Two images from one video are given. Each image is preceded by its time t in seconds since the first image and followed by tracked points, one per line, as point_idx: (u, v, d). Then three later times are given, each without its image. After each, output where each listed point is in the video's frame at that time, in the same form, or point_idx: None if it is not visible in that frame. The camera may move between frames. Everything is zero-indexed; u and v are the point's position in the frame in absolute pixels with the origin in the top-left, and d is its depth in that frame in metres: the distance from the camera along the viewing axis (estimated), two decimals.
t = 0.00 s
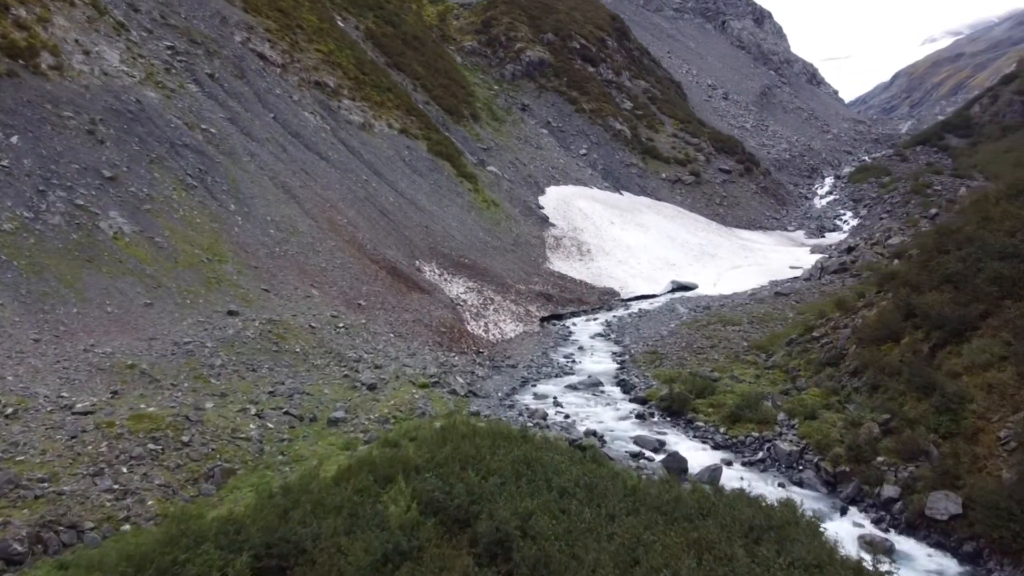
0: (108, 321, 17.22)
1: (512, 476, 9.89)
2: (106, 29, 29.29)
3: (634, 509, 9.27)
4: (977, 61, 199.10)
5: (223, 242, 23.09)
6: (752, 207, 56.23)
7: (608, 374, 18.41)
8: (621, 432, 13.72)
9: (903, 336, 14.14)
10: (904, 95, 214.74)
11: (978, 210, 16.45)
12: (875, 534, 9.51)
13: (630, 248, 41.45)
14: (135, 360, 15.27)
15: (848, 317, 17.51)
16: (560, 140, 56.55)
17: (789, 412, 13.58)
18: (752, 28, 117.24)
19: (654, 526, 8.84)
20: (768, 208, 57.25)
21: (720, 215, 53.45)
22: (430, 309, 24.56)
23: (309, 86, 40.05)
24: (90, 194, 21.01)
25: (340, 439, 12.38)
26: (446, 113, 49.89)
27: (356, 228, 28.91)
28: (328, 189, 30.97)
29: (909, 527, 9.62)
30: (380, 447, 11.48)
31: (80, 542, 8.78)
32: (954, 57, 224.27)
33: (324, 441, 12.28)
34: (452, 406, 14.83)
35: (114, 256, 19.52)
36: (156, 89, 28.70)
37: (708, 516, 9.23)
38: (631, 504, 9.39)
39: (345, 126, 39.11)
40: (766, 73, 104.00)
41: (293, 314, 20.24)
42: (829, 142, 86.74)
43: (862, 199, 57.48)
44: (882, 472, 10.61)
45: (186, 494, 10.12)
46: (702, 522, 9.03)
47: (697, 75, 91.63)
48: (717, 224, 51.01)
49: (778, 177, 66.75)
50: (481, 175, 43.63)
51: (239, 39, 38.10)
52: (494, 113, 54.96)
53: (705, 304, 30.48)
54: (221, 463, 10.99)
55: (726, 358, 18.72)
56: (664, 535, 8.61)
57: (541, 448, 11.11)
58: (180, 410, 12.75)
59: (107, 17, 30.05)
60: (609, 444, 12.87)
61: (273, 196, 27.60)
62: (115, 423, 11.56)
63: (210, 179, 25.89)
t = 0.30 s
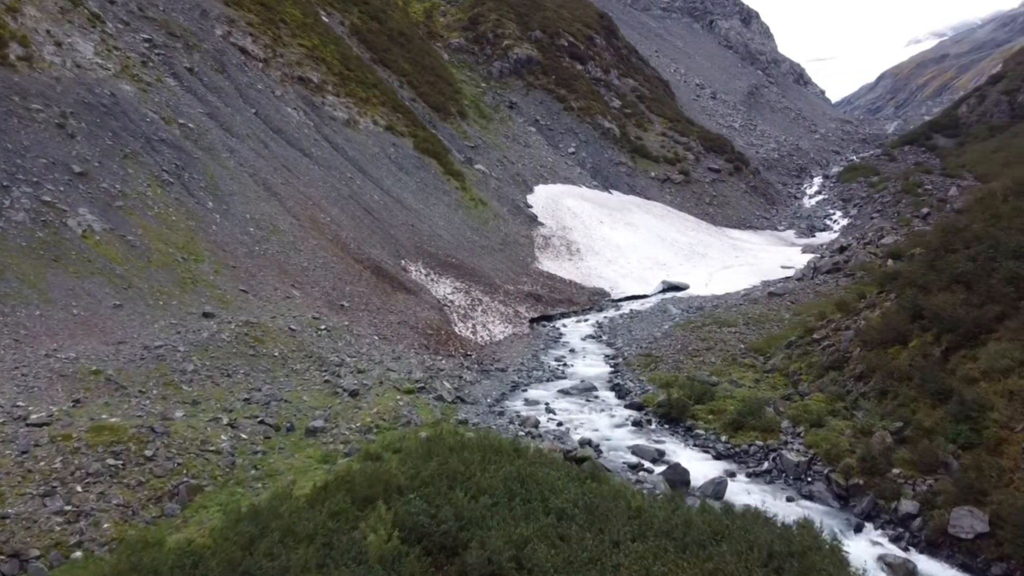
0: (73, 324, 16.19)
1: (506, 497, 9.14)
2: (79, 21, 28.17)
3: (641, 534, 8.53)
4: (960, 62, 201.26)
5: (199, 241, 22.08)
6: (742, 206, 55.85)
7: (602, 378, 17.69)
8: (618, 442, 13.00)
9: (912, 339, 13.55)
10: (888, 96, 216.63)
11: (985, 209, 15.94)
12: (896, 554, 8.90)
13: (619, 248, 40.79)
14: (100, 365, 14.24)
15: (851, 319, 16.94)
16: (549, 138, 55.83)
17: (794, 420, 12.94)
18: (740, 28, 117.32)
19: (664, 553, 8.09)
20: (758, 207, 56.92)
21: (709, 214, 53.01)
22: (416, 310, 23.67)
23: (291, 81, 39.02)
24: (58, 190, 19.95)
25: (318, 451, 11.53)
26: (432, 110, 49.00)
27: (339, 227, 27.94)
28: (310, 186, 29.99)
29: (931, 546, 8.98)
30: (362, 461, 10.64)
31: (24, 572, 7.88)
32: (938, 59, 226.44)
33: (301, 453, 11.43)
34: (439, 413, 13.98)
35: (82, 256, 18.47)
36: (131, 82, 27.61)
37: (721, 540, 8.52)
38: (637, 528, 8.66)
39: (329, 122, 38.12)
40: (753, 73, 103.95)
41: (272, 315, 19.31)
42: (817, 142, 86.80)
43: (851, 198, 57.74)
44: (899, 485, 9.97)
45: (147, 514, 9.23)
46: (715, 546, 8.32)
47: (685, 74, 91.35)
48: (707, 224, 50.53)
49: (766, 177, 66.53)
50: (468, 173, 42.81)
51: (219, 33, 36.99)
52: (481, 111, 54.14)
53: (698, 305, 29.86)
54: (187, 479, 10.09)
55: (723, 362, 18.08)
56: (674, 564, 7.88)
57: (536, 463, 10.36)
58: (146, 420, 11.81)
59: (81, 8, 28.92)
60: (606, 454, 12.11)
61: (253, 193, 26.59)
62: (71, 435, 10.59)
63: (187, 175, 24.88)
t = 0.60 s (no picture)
0: (35, 328, 15.07)
1: (498, 524, 8.39)
2: (51, 11, 27.05)
3: (649, 564, 7.80)
4: (943, 65, 203.47)
5: (174, 240, 21.03)
6: (732, 206, 55.49)
7: (595, 383, 16.95)
8: (615, 452, 12.26)
9: (922, 343, 13.00)
10: (873, 98, 218.48)
11: (993, 207, 15.47)
12: None
13: (609, 247, 40.15)
14: (60, 372, 13.12)
15: (853, 320, 16.40)
16: (537, 136, 55.11)
17: (801, 429, 12.33)
18: (728, 28, 117.32)
19: None
20: (748, 206, 56.58)
21: (699, 214, 52.56)
22: (401, 312, 22.80)
23: (274, 76, 37.99)
24: (23, 185, 18.83)
25: (294, 465, 10.66)
26: (419, 107, 48.10)
27: (323, 225, 27.01)
28: (293, 183, 29.02)
29: (956, 568, 8.38)
30: (342, 478, 9.82)
31: None
32: (922, 60, 228.57)
33: (276, 468, 10.57)
34: (425, 422, 13.16)
35: (47, 255, 17.31)
36: (106, 75, 26.52)
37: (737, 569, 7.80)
38: (645, 557, 7.92)
39: (313, 118, 37.14)
40: (741, 73, 103.91)
41: (249, 318, 18.34)
42: (805, 142, 86.82)
43: (842, 197, 58.00)
44: (919, 501, 9.37)
45: (101, 540, 8.34)
46: None
47: (674, 74, 91.00)
48: (697, 223, 50.06)
49: (756, 176, 66.28)
50: (456, 171, 41.98)
51: (199, 26, 35.89)
52: (469, 108, 53.29)
53: (690, 305, 29.30)
54: (147, 499, 9.18)
55: (721, 365, 17.43)
56: None
57: (530, 481, 9.61)
58: (106, 431, 10.85)
59: None
60: (603, 467, 11.38)
61: (232, 190, 25.58)
62: (20, 451, 9.62)
63: (162, 172, 23.86)
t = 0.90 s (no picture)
0: None
1: (490, 555, 7.64)
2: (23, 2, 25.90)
3: None
4: (929, 66, 205.37)
5: (148, 239, 19.72)
6: (723, 205, 55.08)
7: (590, 388, 16.21)
8: (613, 464, 11.54)
9: (935, 347, 12.47)
10: (860, 99, 220.02)
11: (1002, 206, 15.04)
12: None
13: (601, 247, 39.48)
14: (15, 382, 11.81)
15: (858, 323, 15.86)
16: (527, 135, 54.38)
17: (811, 439, 11.72)
18: (717, 27, 117.27)
19: None
20: (739, 206, 56.19)
21: (691, 213, 52.07)
22: (386, 313, 21.88)
23: (257, 71, 36.95)
24: None
25: (267, 481, 9.79)
26: (406, 104, 47.18)
27: (306, 223, 25.98)
28: (277, 180, 28.04)
29: None
30: (319, 499, 8.99)
31: None
32: (907, 62, 230.47)
33: (248, 484, 9.71)
34: (411, 431, 12.33)
35: (8, 253, 15.89)
36: (80, 68, 25.41)
37: None
38: None
39: (298, 115, 36.15)
40: (730, 72, 103.75)
41: (227, 320, 17.33)
42: (794, 141, 86.79)
43: (832, 199, 57.40)
44: (946, 520, 8.77)
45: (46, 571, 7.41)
46: None
47: (663, 73, 90.58)
48: (689, 222, 49.54)
49: (746, 176, 65.96)
50: (444, 169, 41.13)
51: (180, 19, 34.76)
52: (457, 106, 52.43)
53: (684, 306, 28.69)
54: (102, 523, 8.25)
55: (721, 370, 16.77)
56: None
57: (524, 502, 8.87)
58: (61, 445, 9.87)
59: None
60: (601, 481, 10.66)
61: (211, 187, 24.51)
62: None
63: (138, 168, 22.81)
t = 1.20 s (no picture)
0: None
1: None
2: None
3: None
4: (928, 66, 205.19)
5: (131, 236, 18.83)
6: (725, 204, 54.31)
7: (596, 395, 15.37)
8: (623, 479, 10.72)
9: (967, 352, 11.65)
10: (859, 99, 219.62)
11: None
12: None
13: (602, 247, 38.65)
14: None
15: (878, 326, 15.04)
16: (526, 133, 53.54)
17: (835, 452, 10.90)
18: (717, 26, 116.63)
19: None
20: (742, 205, 55.45)
21: (693, 212, 51.29)
22: (381, 313, 20.72)
23: (250, 66, 36.03)
24: None
25: (245, 501, 8.95)
26: (404, 101, 46.33)
27: (298, 221, 24.90)
28: (269, 177, 27.07)
29: None
30: (301, 525, 8.17)
31: None
32: (907, 62, 230.23)
33: (224, 505, 8.86)
34: (405, 443, 11.47)
35: None
36: (64, 61, 24.46)
37: None
38: None
39: (292, 111, 35.26)
40: (730, 71, 103.04)
41: (212, 323, 16.42)
42: (796, 140, 86.15)
43: (835, 195, 57.55)
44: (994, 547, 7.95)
45: None
46: None
47: (663, 71, 89.85)
48: (691, 222, 48.74)
49: (748, 175, 65.23)
50: (442, 167, 40.30)
51: (171, 12, 33.82)
52: (456, 103, 51.58)
53: (689, 307, 27.86)
54: (55, 553, 7.38)
55: (732, 377, 15.93)
56: None
57: (527, 532, 8.06)
58: (18, 461, 8.98)
59: None
60: (611, 500, 9.85)
61: (199, 184, 23.55)
62: None
63: (122, 163, 21.84)
